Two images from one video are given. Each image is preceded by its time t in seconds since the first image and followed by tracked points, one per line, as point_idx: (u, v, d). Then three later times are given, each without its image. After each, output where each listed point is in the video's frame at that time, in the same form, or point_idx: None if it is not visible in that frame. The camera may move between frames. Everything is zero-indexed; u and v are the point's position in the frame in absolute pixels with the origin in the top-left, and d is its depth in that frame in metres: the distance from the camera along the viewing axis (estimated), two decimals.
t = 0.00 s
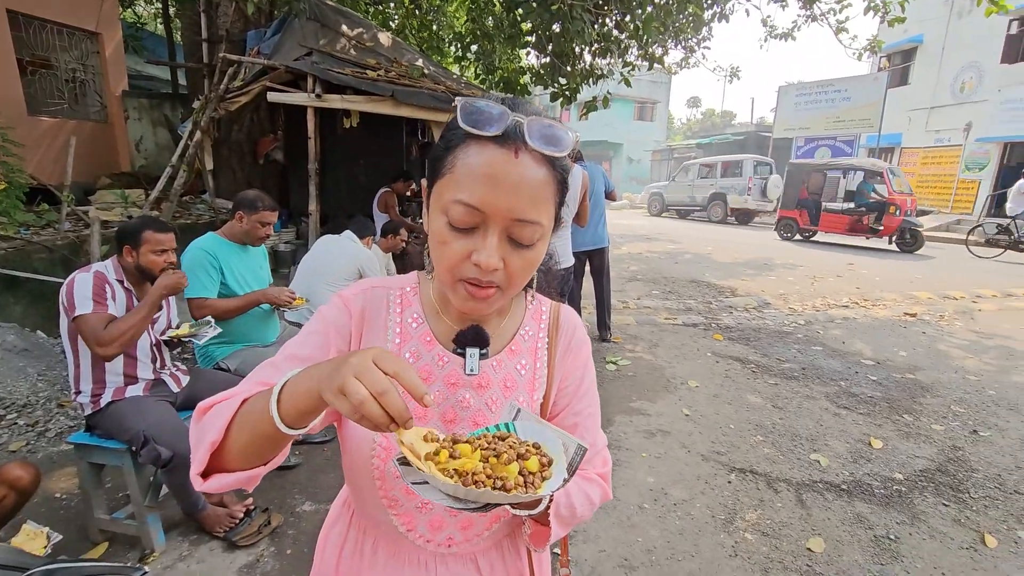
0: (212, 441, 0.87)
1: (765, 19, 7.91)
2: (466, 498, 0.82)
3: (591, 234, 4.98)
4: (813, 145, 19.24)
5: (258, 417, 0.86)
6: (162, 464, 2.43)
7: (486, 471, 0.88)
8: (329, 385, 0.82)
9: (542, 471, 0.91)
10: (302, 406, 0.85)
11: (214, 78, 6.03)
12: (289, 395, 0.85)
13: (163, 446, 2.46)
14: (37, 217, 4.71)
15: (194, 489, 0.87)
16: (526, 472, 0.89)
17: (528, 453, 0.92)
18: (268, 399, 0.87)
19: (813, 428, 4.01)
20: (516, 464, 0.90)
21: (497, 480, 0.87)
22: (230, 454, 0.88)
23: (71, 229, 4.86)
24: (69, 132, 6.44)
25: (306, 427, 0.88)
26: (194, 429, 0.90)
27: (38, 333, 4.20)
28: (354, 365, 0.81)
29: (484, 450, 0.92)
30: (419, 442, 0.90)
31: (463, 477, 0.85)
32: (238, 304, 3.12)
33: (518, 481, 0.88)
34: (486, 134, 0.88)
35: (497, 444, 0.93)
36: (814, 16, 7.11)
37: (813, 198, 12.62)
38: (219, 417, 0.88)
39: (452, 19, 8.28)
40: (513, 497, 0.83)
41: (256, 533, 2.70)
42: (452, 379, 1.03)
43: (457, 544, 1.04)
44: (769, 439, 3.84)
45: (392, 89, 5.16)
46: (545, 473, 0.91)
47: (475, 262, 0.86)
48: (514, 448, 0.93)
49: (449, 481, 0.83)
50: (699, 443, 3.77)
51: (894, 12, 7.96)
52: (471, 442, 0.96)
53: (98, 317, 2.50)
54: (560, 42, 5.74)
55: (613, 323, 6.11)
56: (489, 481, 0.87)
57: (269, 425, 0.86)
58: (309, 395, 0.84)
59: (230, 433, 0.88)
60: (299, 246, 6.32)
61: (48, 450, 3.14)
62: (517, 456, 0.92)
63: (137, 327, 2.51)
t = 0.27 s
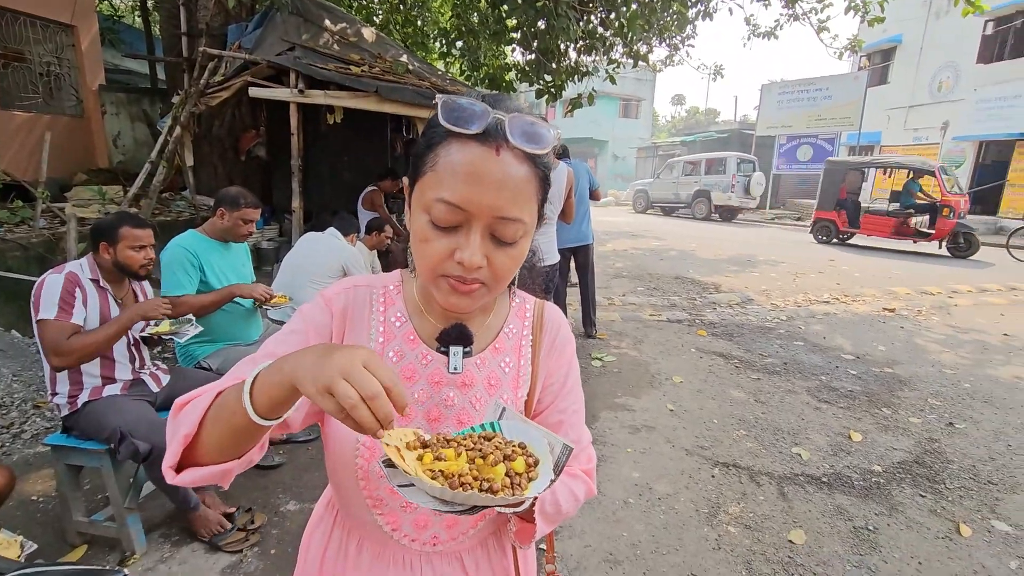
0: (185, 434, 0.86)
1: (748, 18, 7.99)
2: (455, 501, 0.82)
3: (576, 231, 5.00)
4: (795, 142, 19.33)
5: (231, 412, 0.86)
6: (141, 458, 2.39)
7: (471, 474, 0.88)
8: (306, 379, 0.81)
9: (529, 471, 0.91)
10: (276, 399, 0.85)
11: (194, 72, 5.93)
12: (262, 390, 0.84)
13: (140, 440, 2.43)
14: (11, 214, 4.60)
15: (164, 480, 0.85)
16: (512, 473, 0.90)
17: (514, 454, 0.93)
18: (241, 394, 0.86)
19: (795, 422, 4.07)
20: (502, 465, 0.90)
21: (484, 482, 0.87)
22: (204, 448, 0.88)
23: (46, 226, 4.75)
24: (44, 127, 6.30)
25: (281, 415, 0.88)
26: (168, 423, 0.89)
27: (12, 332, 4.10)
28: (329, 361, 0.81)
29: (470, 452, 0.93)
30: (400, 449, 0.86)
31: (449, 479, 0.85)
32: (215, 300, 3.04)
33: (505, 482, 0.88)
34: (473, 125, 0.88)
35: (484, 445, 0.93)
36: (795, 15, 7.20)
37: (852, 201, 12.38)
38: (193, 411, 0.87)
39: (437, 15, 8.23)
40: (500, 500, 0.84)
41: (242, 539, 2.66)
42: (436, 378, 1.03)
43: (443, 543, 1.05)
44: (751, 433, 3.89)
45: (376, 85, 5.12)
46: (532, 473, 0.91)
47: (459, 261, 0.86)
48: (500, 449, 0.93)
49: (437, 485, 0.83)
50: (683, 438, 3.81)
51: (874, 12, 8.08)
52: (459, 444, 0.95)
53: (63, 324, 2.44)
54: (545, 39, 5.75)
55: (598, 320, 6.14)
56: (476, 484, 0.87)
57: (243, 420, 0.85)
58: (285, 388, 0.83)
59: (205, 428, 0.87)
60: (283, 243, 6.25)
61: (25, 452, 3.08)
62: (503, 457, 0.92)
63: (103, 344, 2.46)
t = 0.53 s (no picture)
0: (80, 448, 0.82)
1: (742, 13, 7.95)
2: (344, 506, 0.82)
3: (564, 228, 4.98)
4: (789, 138, 18.98)
5: (145, 426, 0.83)
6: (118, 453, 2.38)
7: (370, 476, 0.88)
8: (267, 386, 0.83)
9: (431, 471, 0.90)
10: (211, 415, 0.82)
11: (180, 66, 5.89)
12: (204, 407, 0.83)
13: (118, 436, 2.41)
14: None
15: (50, 501, 0.80)
16: (412, 473, 0.89)
17: (418, 455, 0.92)
18: (169, 411, 0.84)
19: (781, 419, 4.07)
20: (403, 466, 0.89)
21: (377, 484, 0.87)
22: (104, 464, 0.84)
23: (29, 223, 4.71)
24: (30, 121, 6.25)
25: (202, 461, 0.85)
26: (62, 433, 0.85)
27: None
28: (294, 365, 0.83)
29: (379, 453, 0.92)
30: (300, 462, 0.89)
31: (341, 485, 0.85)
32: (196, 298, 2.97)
33: (401, 483, 0.87)
34: (382, 116, 0.94)
35: (392, 447, 0.93)
36: (790, 11, 7.16)
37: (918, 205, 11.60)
38: (95, 421, 0.83)
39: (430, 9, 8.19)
40: (391, 502, 0.82)
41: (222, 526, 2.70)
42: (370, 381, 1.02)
43: (381, 553, 1.02)
44: (737, 431, 3.89)
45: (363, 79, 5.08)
46: (433, 474, 0.90)
47: (378, 251, 0.90)
48: (405, 449, 0.93)
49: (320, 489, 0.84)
50: (669, 435, 3.80)
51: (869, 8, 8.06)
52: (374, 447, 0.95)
53: (95, 362, 2.26)
54: (535, 33, 5.72)
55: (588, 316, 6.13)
56: (370, 487, 0.87)
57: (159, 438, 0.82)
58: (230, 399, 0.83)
59: (106, 443, 0.83)
60: (271, 239, 6.21)
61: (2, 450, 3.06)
62: (405, 457, 0.91)
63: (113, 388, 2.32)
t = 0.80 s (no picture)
0: (149, 426, 0.83)
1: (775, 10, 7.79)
2: (405, 482, 0.81)
3: (591, 228, 4.95)
4: (823, 138, 18.64)
5: (208, 406, 0.84)
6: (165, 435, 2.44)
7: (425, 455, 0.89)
8: (332, 391, 0.81)
9: (483, 452, 0.92)
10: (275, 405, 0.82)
11: (216, 66, 6.05)
12: (263, 390, 0.83)
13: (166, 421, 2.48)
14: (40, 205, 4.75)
15: (120, 474, 0.81)
16: (465, 454, 0.90)
17: (471, 436, 0.93)
18: (228, 395, 0.84)
19: (810, 424, 3.98)
20: (456, 446, 0.91)
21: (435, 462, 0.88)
22: (169, 443, 0.85)
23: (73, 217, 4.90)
24: (74, 120, 6.49)
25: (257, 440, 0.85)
26: (131, 410, 0.86)
27: (39, 319, 4.23)
28: (361, 373, 0.82)
29: (431, 436, 0.94)
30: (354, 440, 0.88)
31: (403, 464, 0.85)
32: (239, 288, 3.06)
33: (457, 462, 0.89)
34: (435, 117, 0.95)
35: (444, 429, 0.95)
36: (825, 8, 7.00)
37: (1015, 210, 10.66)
38: (163, 400, 0.84)
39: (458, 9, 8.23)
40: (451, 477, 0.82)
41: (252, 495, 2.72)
42: (417, 371, 1.04)
43: (423, 537, 1.04)
44: (764, 435, 3.82)
45: (393, 79, 5.14)
46: (487, 454, 0.91)
47: (432, 247, 0.92)
48: (456, 431, 0.94)
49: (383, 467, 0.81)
50: (693, 438, 3.75)
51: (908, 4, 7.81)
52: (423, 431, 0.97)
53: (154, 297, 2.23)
54: (563, 32, 5.71)
55: (613, 317, 6.09)
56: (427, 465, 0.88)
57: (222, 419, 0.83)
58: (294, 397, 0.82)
59: (171, 422, 0.85)
60: (301, 235, 6.33)
61: (47, 434, 3.19)
62: (458, 439, 0.93)
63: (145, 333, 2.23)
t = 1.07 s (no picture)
0: (181, 406, 0.86)
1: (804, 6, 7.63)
2: (432, 473, 0.80)
3: (617, 228, 4.99)
4: (851, 138, 18.00)
5: (237, 387, 0.86)
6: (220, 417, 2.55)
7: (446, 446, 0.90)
8: (353, 384, 0.81)
9: (504, 445, 0.92)
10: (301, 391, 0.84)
11: (244, 66, 6.17)
12: (287, 371, 0.84)
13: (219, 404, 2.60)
14: (76, 200, 4.91)
15: (153, 453, 0.84)
16: (486, 446, 0.90)
17: (491, 430, 0.94)
18: (255, 379, 0.86)
19: (835, 430, 3.90)
20: (478, 439, 0.91)
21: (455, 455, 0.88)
22: (198, 424, 0.87)
23: (107, 212, 5.04)
24: (108, 118, 6.68)
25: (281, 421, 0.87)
26: (167, 388, 0.89)
27: (74, 310, 4.36)
28: (384, 370, 0.82)
29: (452, 431, 0.94)
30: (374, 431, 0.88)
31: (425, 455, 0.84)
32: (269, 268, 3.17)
33: (477, 455, 0.88)
34: (461, 117, 0.96)
35: (465, 424, 0.95)
36: (856, 4, 6.83)
37: None
38: (197, 381, 0.87)
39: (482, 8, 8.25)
40: (469, 468, 0.82)
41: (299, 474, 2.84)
42: (441, 367, 1.05)
43: (445, 530, 1.05)
44: (787, 440, 3.75)
45: (416, 78, 5.17)
46: (507, 448, 0.91)
47: (457, 243, 0.92)
48: (477, 425, 0.95)
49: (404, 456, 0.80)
50: (714, 441, 3.71)
51: None
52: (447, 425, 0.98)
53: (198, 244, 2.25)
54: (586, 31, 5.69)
55: (633, 317, 6.05)
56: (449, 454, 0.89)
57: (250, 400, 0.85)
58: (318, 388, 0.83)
59: (202, 402, 0.87)
60: (324, 232, 6.42)
61: (80, 422, 3.30)
62: (480, 433, 0.94)
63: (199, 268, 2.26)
